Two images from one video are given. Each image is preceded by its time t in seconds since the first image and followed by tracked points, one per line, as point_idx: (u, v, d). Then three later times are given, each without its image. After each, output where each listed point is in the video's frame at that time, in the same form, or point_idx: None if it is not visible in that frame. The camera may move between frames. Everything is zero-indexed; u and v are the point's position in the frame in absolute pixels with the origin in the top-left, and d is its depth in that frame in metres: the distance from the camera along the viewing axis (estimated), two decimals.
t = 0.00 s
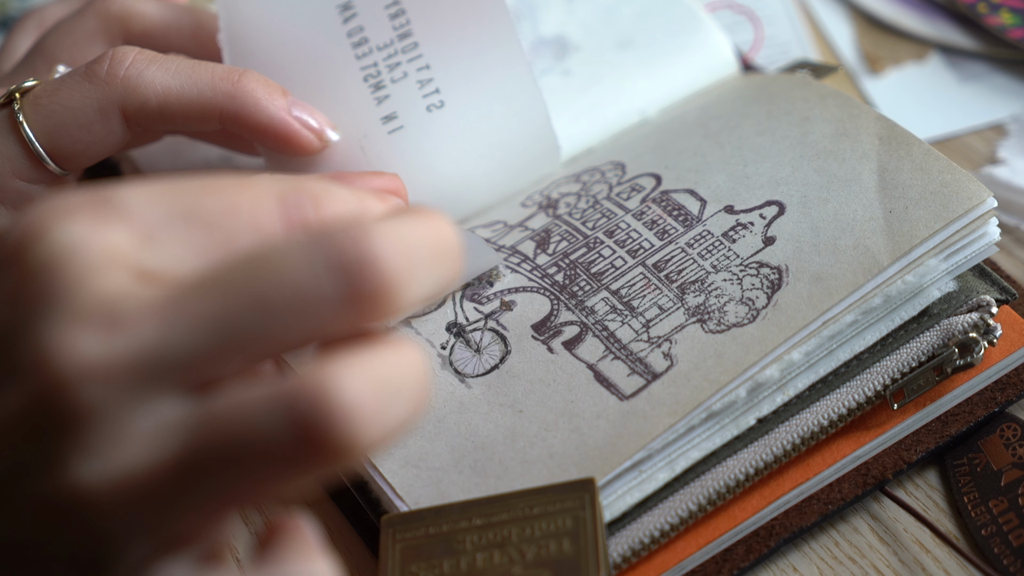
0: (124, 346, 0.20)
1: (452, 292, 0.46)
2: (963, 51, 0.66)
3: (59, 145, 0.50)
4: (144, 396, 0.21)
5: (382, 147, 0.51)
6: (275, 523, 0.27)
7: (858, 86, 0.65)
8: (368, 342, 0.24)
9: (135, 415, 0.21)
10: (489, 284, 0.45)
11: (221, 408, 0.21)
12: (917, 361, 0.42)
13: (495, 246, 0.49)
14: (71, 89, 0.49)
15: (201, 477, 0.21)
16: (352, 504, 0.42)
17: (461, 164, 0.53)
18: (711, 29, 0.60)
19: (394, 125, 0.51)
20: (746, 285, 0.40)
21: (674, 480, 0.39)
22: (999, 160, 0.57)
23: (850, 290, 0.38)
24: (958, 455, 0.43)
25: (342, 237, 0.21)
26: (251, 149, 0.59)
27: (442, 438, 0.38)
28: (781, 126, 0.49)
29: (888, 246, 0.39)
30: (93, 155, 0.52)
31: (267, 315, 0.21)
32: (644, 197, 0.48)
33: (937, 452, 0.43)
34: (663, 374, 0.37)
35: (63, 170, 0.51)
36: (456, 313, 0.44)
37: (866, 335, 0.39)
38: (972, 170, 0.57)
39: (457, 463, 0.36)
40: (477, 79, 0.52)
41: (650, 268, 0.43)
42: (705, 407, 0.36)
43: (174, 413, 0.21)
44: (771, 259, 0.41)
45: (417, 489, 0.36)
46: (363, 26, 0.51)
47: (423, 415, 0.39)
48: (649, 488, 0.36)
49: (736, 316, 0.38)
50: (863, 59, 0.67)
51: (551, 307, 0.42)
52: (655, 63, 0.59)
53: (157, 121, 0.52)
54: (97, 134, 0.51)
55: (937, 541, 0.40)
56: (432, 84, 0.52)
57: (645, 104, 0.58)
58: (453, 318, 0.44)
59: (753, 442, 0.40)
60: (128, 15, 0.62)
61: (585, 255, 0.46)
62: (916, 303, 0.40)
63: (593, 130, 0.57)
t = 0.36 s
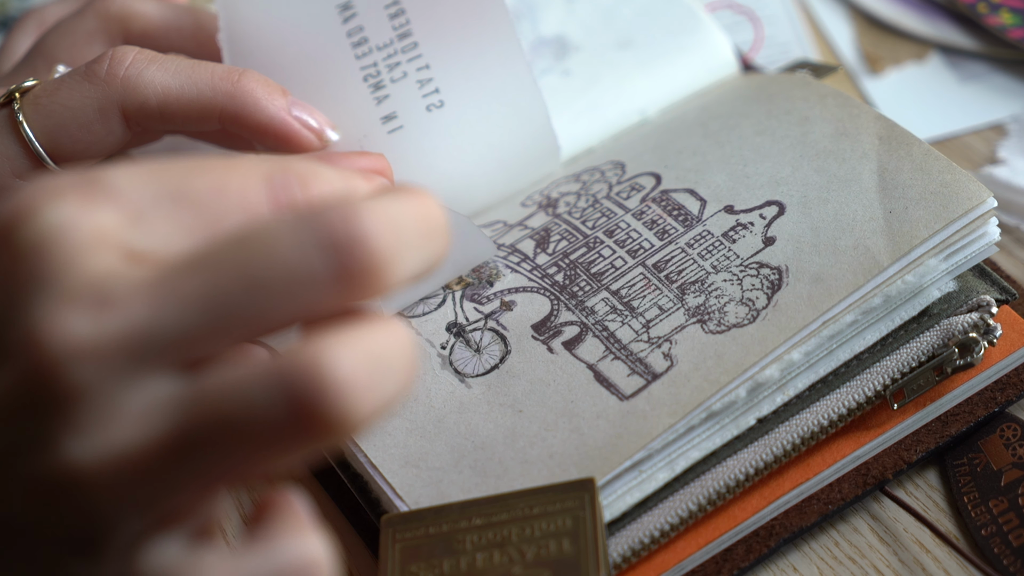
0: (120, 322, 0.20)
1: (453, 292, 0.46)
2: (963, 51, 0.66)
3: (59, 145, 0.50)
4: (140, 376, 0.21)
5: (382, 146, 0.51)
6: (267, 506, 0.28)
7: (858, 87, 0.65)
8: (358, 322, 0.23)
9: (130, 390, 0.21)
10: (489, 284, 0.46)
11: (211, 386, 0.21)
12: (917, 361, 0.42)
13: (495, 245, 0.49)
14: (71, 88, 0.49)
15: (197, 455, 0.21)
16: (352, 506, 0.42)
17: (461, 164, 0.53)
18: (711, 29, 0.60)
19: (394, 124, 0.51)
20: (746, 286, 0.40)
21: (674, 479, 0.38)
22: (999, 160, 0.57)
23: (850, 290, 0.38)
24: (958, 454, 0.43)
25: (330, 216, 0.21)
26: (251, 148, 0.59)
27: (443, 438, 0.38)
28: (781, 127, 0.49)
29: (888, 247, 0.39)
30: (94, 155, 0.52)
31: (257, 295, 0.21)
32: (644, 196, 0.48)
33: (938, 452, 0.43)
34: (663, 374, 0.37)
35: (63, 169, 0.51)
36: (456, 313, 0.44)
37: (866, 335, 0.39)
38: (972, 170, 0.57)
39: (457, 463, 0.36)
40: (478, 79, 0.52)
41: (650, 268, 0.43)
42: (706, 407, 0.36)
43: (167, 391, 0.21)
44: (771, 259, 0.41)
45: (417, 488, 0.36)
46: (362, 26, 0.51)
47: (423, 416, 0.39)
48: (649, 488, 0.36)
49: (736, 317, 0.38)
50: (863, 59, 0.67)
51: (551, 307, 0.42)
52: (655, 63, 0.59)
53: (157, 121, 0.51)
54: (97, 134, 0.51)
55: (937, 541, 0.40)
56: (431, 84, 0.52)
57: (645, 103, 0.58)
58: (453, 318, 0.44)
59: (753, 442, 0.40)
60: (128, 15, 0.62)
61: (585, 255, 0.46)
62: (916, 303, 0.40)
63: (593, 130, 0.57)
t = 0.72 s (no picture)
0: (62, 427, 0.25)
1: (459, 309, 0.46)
2: (963, 50, 0.66)
3: (61, 149, 0.50)
4: (105, 443, 0.26)
5: (382, 149, 0.51)
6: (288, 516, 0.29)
7: (858, 86, 0.65)
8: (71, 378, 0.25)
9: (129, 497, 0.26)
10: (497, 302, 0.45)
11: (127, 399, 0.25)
12: (918, 362, 0.42)
13: (498, 252, 0.49)
14: (74, 92, 0.49)
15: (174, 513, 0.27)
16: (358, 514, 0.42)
17: (463, 166, 0.52)
18: (711, 30, 0.60)
19: (396, 126, 0.51)
20: (752, 305, 0.40)
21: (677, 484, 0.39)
22: (998, 160, 0.57)
23: (855, 307, 0.39)
24: (958, 454, 0.43)
25: (192, 311, 0.25)
26: (251, 150, 0.58)
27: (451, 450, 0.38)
28: (783, 131, 0.50)
29: (892, 266, 0.40)
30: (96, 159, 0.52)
31: (153, 389, 0.25)
32: (648, 207, 0.48)
33: (937, 452, 0.43)
34: (670, 394, 0.38)
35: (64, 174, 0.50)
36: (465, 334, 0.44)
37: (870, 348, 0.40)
38: (972, 170, 0.57)
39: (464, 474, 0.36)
40: (478, 81, 0.52)
41: (656, 288, 0.43)
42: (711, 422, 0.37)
43: (152, 469, 0.27)
44: (776, 278, 0.41)
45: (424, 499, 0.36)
46: (364, 28, 0.51)
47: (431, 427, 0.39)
48: (652, 492, 0.37)
49: (742, 337, 0.39)
50: (864, 59, 0.67)
51: (559, 328, 0.42)
52: (656, 65, 0.58)
53: (160, 123, 0.52)
54: (100, 138, 0.50)
55: (937, 541, 0.41)
56: (433, 86, 0.52)
57: (646, 103, 0.57)
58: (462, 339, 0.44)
59: (753, 444, 0.40)
60: (128, 17, 0.62)
61: (592, 273, 0.45)
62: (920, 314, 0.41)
63: (592, 130, 0.57)
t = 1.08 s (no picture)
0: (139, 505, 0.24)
1: (461, 313, 0.46)
2: (963, 50, 0.66)
3: (61, 149, 0.50)
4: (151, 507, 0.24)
5: (382, 150, 0.51)
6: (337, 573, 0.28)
7: (859, 87, 0.65)
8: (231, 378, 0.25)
9: None
10: (498, 305, 0.46)
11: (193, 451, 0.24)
12: (918, 363, 0.42)
13: (499, 254, 0.49)
14: (73, 92, 0.49)
15: None
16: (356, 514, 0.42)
17: (464, 164, 0.52)
18: (712, 30, 0.60)
19: (396, 126, 0.51)
20: (753, 303, 0.40)
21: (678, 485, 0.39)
22: (999, 160, 0.57)
23: (856, 304, 0.39)
24: (958, 455, 0.43)
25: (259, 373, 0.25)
26: (250, 149, 0.58)
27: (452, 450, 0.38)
28: (783, 131, 0.49)
29: (893, 263, 0.40)
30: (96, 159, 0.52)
31: (215, 455, 0.24)
32: (648, 207, 0.48)
33: (937, 452, 0.43)
34: (672, 394, 0.38)
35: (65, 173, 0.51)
36: (467, 336, 0.44)
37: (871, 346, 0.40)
38: (972, 170, 0.57)
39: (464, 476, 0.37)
40: (478, 80, 0.52)
41: (657, 288, 0.43)
42: (713, 422, 0.37)
43: (208, 548, 0.24)
44: (777, 276, 0.41)
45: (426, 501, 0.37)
46: (364, 28, 0.51)
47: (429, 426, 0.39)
48: (653, 493, 0.37)
49: (743, 336, 0.39)
50: (863, 59, 0.67)
51: (561, 329, 0.43)
52: (656, 65, 0.58)
53: (161, 122, 0.52)
54: (100, 138, 0.50)
55: (937, 541, 0.41)
56: (433, 86, 0.52)
57: (646, 104, 0.57)
58: (464, 341, 0.44)
59: (754, 444, 0.40)
60: (128, 16, 0.62)
61: (593, 274, 0.45)
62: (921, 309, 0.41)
63: (593, 130, 0.57)
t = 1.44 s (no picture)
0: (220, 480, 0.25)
1: (462, 312, 0.46)
2: (963, 50, 0.66)
3: (62, 150, 0.50)
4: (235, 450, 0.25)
5: (381, 150, 0.51)
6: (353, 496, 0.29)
7: (858, 86, 0.65)
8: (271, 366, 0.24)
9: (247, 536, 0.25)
10: (498, 306, 0.46)
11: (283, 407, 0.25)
12: (918, 364, 0.42)
13: (499, 252, 0.49)
14: (74, 92, 0.49)
15: (303, 527, 0.27)
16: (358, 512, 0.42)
17: (464, 162, 0.52)
18: (712, 29, 0.60)
19: (396, 126, 0.51)
20: (754, 310, 0.40)
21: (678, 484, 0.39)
22: (998, 161, 0.57)
23: (858, 313, 0.39)
24: (958, 454, 0.43)
25: (352, 327, 0.25)
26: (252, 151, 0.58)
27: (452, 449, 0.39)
28: (783, 131, 0.50)
29: (894, 270, 0.40)
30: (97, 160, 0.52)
31: (299, 402, 0.25)
32: (649, 209, 0.48)
33: (937, 452, 0.43)
34: (674, 399, 0.38)
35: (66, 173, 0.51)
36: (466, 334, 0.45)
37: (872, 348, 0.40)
38: (972, 170, 0.57)
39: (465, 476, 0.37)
40: (478, 80, 0.52)
41: (659, 292, 0.43)
42: (714, 423, 0.37)
43: (283, 485, 0.26)
44: (778, 283, 0.41)
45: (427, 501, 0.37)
46: (364, 28, 0.51)
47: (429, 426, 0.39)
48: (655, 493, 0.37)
49: (745, 342, 0.39)
50: (863, 58, 0.67)
51: (561, 332, 0.43)
52: (656, 65, 0.58)
53: (159, 122, 0.51)
54: (100, 138, 0.50)
55: (937, 540, 0.41)
56: (433, 86, 0.52)
57: (646, 104, 0.57)
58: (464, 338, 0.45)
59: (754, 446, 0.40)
60: (128, 17, 0.62)
61: (594, 277, 0.46)
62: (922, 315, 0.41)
63: (594, 130, 0.57)
